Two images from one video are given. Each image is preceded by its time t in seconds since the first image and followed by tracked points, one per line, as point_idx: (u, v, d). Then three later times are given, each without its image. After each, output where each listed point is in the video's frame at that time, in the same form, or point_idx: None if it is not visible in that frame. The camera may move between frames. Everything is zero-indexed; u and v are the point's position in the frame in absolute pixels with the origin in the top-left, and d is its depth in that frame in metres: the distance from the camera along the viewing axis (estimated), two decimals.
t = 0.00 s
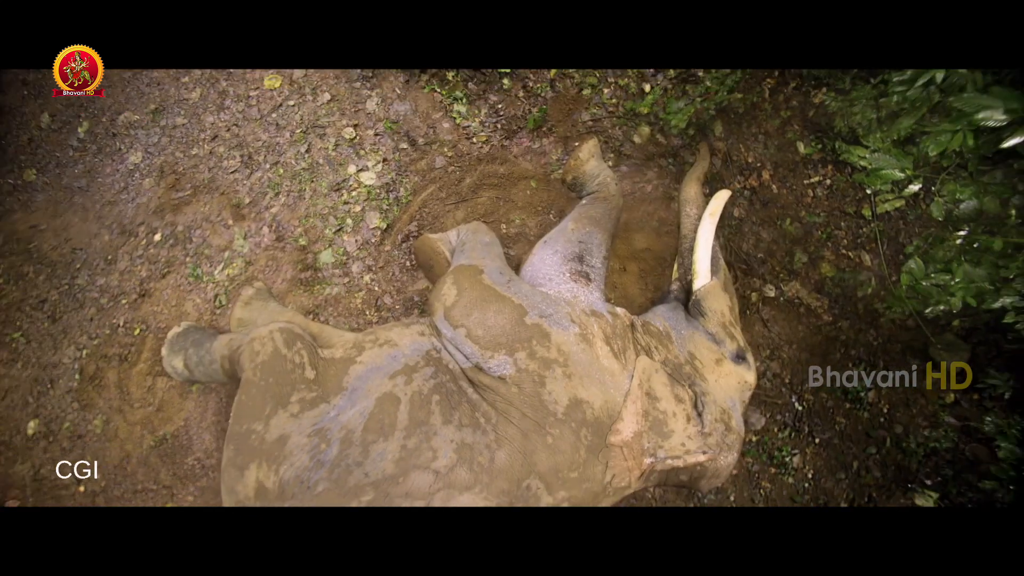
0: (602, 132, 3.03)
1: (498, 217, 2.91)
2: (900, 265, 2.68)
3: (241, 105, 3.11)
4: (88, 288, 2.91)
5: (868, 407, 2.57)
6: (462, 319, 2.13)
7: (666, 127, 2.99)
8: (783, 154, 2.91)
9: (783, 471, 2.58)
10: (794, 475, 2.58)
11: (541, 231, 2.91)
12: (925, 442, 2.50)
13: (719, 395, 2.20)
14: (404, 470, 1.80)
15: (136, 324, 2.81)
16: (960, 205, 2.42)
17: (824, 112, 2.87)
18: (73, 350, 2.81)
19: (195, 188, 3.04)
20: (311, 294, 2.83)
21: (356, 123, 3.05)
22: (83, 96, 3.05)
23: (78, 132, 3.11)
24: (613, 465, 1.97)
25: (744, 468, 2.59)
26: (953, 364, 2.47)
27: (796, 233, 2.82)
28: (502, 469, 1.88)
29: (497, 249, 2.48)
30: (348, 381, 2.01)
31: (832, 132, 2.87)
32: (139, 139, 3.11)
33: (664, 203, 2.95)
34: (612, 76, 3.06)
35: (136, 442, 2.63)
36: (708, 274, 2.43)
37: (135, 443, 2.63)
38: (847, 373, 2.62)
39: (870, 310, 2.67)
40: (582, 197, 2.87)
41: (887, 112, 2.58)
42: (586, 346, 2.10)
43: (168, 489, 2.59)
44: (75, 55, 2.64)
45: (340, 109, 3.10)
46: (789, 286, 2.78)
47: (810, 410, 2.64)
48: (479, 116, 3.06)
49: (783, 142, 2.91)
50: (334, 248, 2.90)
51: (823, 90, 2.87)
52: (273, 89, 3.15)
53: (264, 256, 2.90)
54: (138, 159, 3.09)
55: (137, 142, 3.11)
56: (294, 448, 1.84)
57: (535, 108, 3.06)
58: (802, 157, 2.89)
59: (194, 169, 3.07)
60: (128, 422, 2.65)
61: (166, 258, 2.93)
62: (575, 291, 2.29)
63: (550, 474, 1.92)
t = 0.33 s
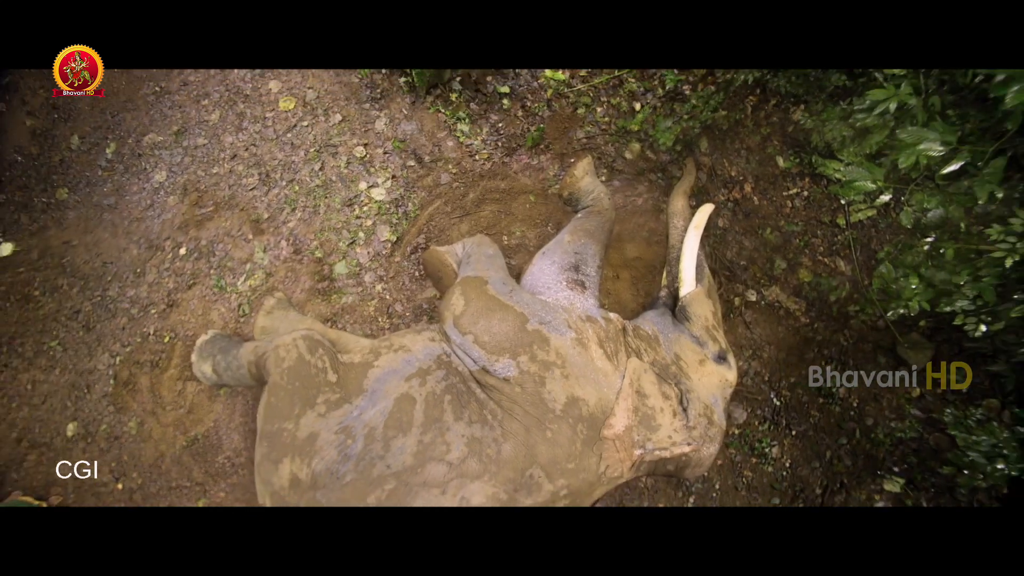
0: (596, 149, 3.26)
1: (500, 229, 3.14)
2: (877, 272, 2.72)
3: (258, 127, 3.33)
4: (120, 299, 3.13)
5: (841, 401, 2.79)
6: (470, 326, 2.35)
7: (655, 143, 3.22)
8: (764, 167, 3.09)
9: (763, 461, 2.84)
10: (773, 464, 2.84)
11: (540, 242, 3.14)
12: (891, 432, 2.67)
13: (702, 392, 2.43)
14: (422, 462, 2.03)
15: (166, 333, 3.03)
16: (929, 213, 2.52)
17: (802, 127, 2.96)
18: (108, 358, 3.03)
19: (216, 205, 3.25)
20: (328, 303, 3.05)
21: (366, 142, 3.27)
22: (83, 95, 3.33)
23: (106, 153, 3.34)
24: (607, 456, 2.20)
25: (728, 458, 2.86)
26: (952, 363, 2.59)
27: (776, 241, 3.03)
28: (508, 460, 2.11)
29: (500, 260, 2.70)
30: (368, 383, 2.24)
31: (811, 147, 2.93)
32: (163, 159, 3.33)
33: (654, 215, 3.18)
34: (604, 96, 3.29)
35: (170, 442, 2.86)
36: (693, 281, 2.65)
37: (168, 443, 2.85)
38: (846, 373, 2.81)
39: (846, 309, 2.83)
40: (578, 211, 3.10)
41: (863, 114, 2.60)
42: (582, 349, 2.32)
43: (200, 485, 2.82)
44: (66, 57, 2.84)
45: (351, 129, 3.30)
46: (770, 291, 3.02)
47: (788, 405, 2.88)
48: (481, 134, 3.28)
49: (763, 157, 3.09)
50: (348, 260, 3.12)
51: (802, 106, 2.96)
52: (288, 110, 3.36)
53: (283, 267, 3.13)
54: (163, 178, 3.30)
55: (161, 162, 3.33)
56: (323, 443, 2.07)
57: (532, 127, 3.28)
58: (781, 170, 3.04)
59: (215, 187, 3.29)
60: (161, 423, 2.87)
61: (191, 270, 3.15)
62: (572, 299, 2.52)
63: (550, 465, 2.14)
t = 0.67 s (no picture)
0: (585, 160, 3.50)
1: (498, 238, 3.38)
2: (847, 267, 2.93)
3: (269, 148, 3.55)
4: (147, 314, 3.37)
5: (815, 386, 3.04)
6: (475, 331, 2.60)
7: (639, 153, 3.46)
8: (741, 173, 3.33)
9: (744, 442, 3.12)
10: (753, 445, 3.11)
11: (536, 248, 3.39)
12: (859, 412, 2.92)
13: (686, 382, 2.70)
14: (438, 452, 2.29)
15: (192, 344, 3.27)
16: (892, 210, 2.71)
17: (775, 134, 3.17)
18: (139, 369, 3.28)
19: (233, 223, 3.48)
20: (343, 311, 3.30)
21: (370, 160, 3.49)
22: (83, 95, 3.57)
23: (126, 177, 3.57)
24: (601, 442, 2.46)
25: (713, 441, 3.18)
26: (952, 363, 2.65)
27: (753, 240, 3.29)
28: (514, 449, 2.37)
29: (499, 268, 2.95)
30: (385, 384, 2.50)
31: (784, 153, 3.13)
32: (180, 182, 3.56)
33: (640, 220, 3.43)
34: (591, 110, 3.53)
35: (203, 445, 3.11)
36: (676, 281, 2.90)
37: (201, 446, 3.11)
38: (846, 373, 3.00)
39: (818, 302, 3.07)
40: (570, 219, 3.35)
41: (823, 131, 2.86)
42: (576, 347, 2.58)
43: (233, 483, 3.08)
44: (67, 57, 2.95)
45: (355, 148, 3.53)
46: (748, 287, 3.29)
47: (766, 391, 3.15)
48: (477, 149, 3.51)
49: (740, 163, 3.32)
50: (359, 271, 3.36)
51: (775, 113, 3.16)
52: (295, 132, 3.58)
53: (299, 280, 3.37)
54: (181, 199, 3.53)
55: (179, 185, 3.55)
56: (350, 439, 2.33)
57: (525, 141, 3.51)
58: (757, 174, 3.27)
59: (231, 206, 3.51)
60: (194, 428, 3.13)
61: (212, 285, 3.39)
62: (566, 302, 2.78)
63: (552, 452, 2.40)
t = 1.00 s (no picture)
0: (572, 164, 3.74)
1: (494, 242, 3.63)
2: (817, 253, 3.19)
3: (275, 167, 3.77)
4: (170, 329, 3.60)
5: (791, 364, 3.32)
6: (479, 330, 2.85)
7: (623, 156, 3.69)
8: (718, 170, 3.57)
9: (728, 419, 3.39)
10: (737, 421, 3.39)
11: (530, 249, 3.63)
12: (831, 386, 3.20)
13: (672, 367, 2.97)
14: (451, 441, 2.56)
15: (216, 355, 3.52)
16: (858, 199, 2.89)
17: (748, 132, 3.41)
18: (168, 381, 3.52)
19: (245, 240, 3.71)
20: (354, 317, 3.55)
21: (371, 174, 3.71)
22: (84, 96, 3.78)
23: (142, 202, 3.79)
24: (597, 425, 2.74)
25: (701, 420, 3.43)
26: (952, 364, 2.79)
27: (731, 232, 3.54)
28: (519, 434, 2.63)
29: (498, 270, 3.19)
30: (400, 383, 2.76)
31: (758, 149, 3.39)
32: (193, 203, 3.77)
33: (626, 218, 3.68)
34: (575, 117, 3.75)
35: (233, 448, 3.37)
36: (660, 275, 3.15)
37: (232, 450, 3.38)
38: (846, 374, 3.18)
39: (792, 286, 3.33)
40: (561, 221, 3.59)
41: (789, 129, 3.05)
42: (571, 340, 2.84)
43: (263, 482, 3.35)
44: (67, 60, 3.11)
45: (356, 163, 3.74)
46: (729, 276, 3.54)
47: (747, 371, 3.43)
48: (471, 159, 3.74)
49: (716, 160, 3.57)
50: (366, 279, 3.60)
51: (749, 111, 3.38)
52: (298, 150, 3.79)
53: (310, 290, 3.61)
54: (194, 220, 3.75)
55: (191, 206, 3.77)
56: (372, 434, 2.59)
57: (515, 149, 3.74)
58: (733, 170, 3.52)
59: (242, 224, 3.73)
60: (224, 433, 3.39)
61: (230, 299, 3.62)
62: (560, 299, 3.03)
63: (553, 435, 2.66)
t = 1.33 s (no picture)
0: (563, 164, 3.93)
1: (493, 242, 3.84)
2: (797, 238, 3.42)
3: (280, 181, 3.96)
4: (192, 340, 3.82)
5: (774, 342, 3.56)
6: (484, 326, 3.08)
7: (610, 154, 3.89)
8: (701, 163, 3.78)
9: (719, 396, 3.62)
10: (727, 397, 3.62)
11: (527, 247, 3.84)
12: (813, 361, 3.45)
13: (664, 351, 3.21)
14: (465, 429, 2.80)
15: (237, 362, 3.74)
16: (834, 184, 3.04)
17: (727, 127, 3.61)
18: (193, 389, 3.75)
19: (256, 252, 3.91)
20: (365, 320, 3.77)
21: (372, 184, 3.90)
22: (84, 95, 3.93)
23: (156, 220, 3.98)
24: (597, 408, 2.97)
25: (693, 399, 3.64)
26: (952, 365, 2.89)
27: (715, 222, 3.75)
28: (526, 420, 2.86)
29: (498, 269, 3.40)
30: (413, 379, 2.99)
31: (738, 142, 3.60)
32: (204, 219, 3.97)
33: (616, 213, 3.89)
34: (564, 119, 3.93)
35: (260, 448, 3.61)
36: (650, 267, 3.34)
37: (259, 450, 3.62)
38: (846, 374, 3.29)
39: (774, 270, 3.57)
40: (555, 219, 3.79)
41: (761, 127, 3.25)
42: (570, 331, 3.06)
43: (290, 478, 3.58)
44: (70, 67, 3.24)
45: (358, 173, 3.93)
46: (715, 263, 3.75)
47: (735, 352, 3.65)
48: (467, 164, 3.93)
49: (699, 154, 3.77)
50: (374, 283, 3.81)
51: (729, 105, 3.57)
52: (302, 163, 3.97)
53: (322, 296, 3.81)
54: (207, 235, 3.95)
55: (203, 222, 3.97)
56: (391, 426, 2.83)
57: (508, 152, 3.93)
58: (714, 163, 3.73)
59: (253, 237, 3.93)
60: (251, 434, 3.63)
61: (246, 308, 3.83)
62: (558, 293, 3.25)
63: (557, 419, 2.89)
